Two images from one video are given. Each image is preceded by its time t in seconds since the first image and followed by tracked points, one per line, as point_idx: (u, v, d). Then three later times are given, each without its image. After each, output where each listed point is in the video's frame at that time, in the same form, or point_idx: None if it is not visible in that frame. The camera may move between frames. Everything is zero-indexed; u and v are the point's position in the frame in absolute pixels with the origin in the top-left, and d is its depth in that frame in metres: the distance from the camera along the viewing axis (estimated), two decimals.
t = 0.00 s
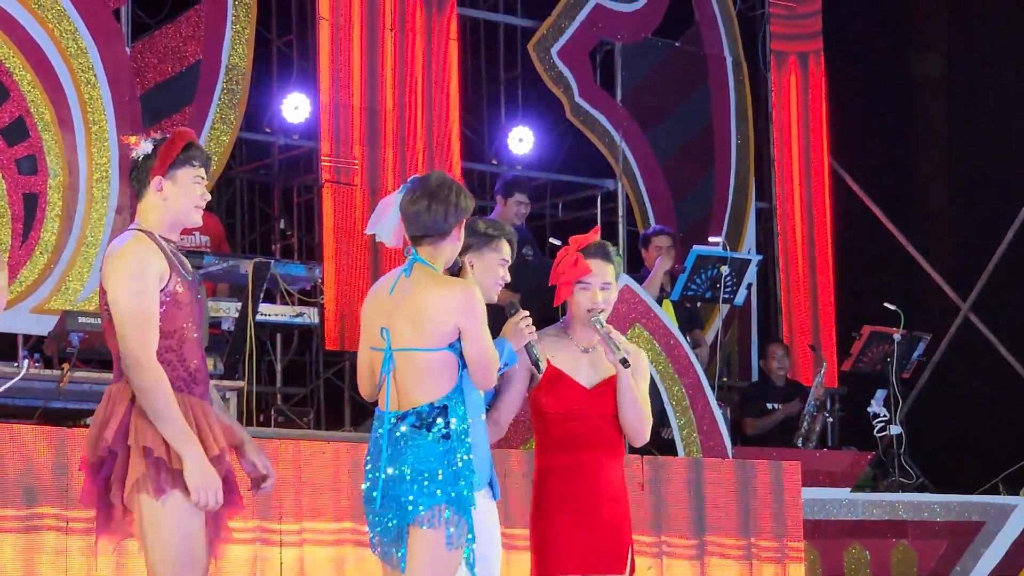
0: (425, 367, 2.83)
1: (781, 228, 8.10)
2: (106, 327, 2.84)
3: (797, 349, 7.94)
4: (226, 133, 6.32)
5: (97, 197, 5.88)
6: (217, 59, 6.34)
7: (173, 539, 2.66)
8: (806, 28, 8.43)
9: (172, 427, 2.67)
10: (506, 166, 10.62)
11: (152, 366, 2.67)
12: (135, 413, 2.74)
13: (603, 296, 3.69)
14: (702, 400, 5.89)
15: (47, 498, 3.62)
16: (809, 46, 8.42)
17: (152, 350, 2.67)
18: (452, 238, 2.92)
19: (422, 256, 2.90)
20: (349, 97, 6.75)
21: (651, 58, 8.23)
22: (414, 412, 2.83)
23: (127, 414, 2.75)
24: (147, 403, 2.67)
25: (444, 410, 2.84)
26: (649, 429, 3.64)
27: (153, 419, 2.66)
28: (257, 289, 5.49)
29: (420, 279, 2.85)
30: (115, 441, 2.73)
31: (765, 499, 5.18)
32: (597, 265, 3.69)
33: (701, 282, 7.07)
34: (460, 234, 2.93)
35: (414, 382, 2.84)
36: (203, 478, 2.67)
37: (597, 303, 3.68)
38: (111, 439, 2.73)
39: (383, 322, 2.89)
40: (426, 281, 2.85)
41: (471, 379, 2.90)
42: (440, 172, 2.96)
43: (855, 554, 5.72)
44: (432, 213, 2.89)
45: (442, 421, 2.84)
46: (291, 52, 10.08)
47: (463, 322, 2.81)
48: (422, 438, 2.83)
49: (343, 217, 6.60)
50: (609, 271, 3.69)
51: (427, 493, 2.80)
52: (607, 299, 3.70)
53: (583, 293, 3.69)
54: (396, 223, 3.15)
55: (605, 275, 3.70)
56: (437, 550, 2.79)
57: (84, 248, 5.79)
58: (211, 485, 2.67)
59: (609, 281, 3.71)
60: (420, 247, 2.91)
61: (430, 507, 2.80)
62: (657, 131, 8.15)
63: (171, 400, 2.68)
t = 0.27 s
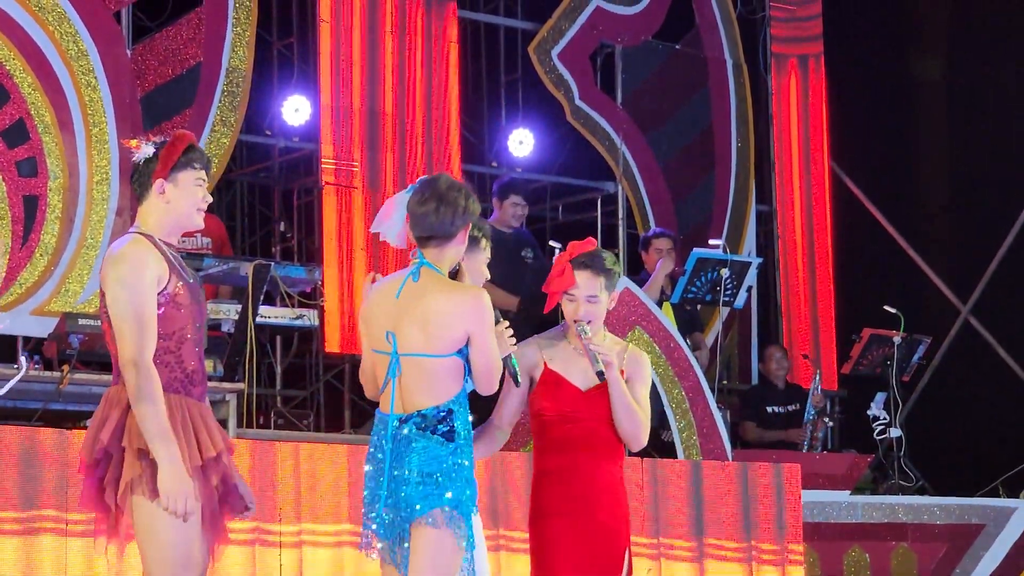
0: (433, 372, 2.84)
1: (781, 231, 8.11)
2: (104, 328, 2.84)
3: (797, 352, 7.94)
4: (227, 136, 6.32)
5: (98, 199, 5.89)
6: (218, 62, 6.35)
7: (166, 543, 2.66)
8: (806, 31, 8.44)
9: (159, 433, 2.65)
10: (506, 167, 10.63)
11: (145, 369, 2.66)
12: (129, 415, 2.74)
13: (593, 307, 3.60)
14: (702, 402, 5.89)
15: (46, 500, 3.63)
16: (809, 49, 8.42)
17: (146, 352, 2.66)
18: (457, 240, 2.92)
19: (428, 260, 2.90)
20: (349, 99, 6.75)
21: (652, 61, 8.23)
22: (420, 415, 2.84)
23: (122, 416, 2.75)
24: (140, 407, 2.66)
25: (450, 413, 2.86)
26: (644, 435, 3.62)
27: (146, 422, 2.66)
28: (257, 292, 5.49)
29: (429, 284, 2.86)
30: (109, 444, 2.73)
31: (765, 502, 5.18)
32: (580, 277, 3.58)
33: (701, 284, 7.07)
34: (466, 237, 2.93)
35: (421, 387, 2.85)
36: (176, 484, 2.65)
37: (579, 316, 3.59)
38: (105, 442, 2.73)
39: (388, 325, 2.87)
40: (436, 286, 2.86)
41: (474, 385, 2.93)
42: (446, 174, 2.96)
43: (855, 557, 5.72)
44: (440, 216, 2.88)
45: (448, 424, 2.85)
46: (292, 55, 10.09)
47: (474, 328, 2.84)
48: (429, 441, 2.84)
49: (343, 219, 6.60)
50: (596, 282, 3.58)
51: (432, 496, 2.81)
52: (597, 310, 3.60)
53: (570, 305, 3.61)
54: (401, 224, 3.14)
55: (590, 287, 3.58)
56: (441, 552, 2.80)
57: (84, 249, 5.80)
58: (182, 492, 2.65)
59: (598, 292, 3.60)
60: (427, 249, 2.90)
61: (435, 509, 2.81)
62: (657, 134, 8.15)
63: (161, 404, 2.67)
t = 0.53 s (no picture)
0: (433, 374, 2.84)
1: (780, 233, 8.11)
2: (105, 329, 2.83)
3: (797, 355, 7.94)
4: (227, 137, 6.32)
5: (98, 201, 5.88)
6: (218, 64, 6.35)
7: (173, 544, 2.66)
8: (806, 33, 8.44)
9: (168, 434, 2.65)
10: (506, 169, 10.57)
11: (154, 369, 2.65)
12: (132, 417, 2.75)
13: (586, 303, 3.62)
14: (702, 404, 5.88)
15: (45, 502, 3.62)
16: (810, 52, 8.43)
17: (155, 353, 2.65)
18: (462, 244, 2.92)
19: (431, 262, 2.90)
20: (350, 101, 6.75)
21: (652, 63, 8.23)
22: (418, 417, 2.84)
23: (124, 417, 2.75)
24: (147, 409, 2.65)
25: (448, 415, 2.86)
26: (641, 430, 3.56)
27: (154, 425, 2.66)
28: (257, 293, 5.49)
29: (433, 286, 2.86)
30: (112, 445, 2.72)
31: (764, 504, 5.17)
32: (572, 272, 3.61)
33: (701, 287, 7.07)
34: (471, 241, 2.93)
35: (420, 389, 2.85)
36: (196, 486, 2.65)
37: (571, 309, 3.62)
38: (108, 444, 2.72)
39: (389, 326, 2.87)
40: (439, 288, 2.86)
41: (473, 388, 2.93)
42: (453, 177, 2.95)
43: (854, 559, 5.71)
44: (446, 219, 2.89)
45: (446, 426, 2.85)
46: (292, 57, 10.10)
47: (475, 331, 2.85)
48: (428, 443, 2.84)
49: (343, 221, 6.60)
50: (590, 278, 3.61)
51: (429, 498, 2.82)
52: (590, 306, 3.62)
53: (563, 299, 3.64)
54: (407, 225, 3.14)
55: (582, 281, 3.61)
56: (438, 555, 2.80)
57: (84, 251, 5.80)
58: (200, 492, 2.66)
59: (591, 287, 3.61)
60: (430, 251, 2.90)
61: (432, 511, 2.82)
62: (657, 137, 8.16)
63: (170, 407, 2.66)
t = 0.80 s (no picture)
0: (430, 375, 2.84)
1: (781, 234, 8.11)
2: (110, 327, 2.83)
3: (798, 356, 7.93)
4: (228, 138, 6.32)
5: (98, 201, 5.88)
6: (219, 64, 6.34)
7: (180, 542, 2.66)
8: (806, 34, 8.45)
9: (181, 431, 2.66)
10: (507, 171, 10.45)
11: (163, 371, 2.67)
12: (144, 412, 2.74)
13: (587, 298, 3.65)
14: (702, 405, 5.88)
15: (46, 502, 3.62)
16: (811, 53, 8.43)
17: (163, 356, 2.67)
18: (462, 246, 2.92)
19: (430, 262, 2.90)
20: (351, 101, 6.75)
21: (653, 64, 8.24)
22: (416, 417, 2.84)
23: (134, 412, 2.74)
24: (161, 409, 2.66)
25: (445, 415, 2.87)
26: (639, 425, 3.55)
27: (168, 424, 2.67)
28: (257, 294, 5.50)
29: (432, 287, 2.86)
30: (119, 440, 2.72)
31: (764, 505, 5.17)
32: (573, 267, 3.66)
33: (702, 288, 7.07)
34: (470, 243, 2.93)
35: (418, 390, 2.85)
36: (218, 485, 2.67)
37: (571, 303, 3.67)
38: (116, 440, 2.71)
39: (387, 326, 2.87)
40: (438, 289, 2.86)
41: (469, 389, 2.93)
42: (454, 178, 2.95)
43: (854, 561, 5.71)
44: (446, 220, 2.88)
45: (444, 426, 2.86)
46: (293, 58, 10.10)
47: (473, 333, 2.85)
48: (427, 443, 2.85)
49: (344, 221, 6.59)
50: (591, 272, 3.65)
51: (426, 497, 2.82)
52: (590, 300, 3.65)
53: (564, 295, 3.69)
54: (406, 227, 3.14)
55: (582, 275, 3.65)
56: (436, 554, 2.80)
57: (85, 251, 5.80)
58: (225, 493, 2.68)
59: (591, 281, 3.65)
60: (429, 252, 2.90)
61: (430, 510, 2.82)
62: (658, 138, 8.16)
63: (183, 405, 2.67)
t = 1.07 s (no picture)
0: (426, 375, 2.84)
1: (781, 234, 8.11)
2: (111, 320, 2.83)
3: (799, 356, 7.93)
4: (229, 138, 6.31)
5: (99, 201, 5.88)
6: (221, 64, 6.35)
7: (173, 538, 2.67)
8: (807, 35, 8.45)
9: (179, 427, 2.67)
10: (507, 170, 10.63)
11: (167, 367, 2.68)
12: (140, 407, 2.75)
13: (597, 298, 3.66)
14: (702, 405, 5.88)
15: (47, 501, 3.63)
16: (812, 53, 8.43)
17: (167, 351, 2.68)
18: (457, 245, 2.92)
19: (426, 262, 2.91)
20: (352, 101, 6.75)
21: (654, 64, 8.24)
22: (413, 417, 2.84)
23: (133, 406, 2.75)
24: (160, 404, 2.67)
25: (442, 415, 2.86)
26: (645, 426, 3.56)
27: (166, 419, 2.67)
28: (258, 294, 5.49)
29: (426, 287, 2.87)
30: (117, 433, 2.72)
31: (764, 505, 5.17)
32: (580, 267, 3.67)
33: (703, 289, 7.06)
34: (465, 242, 2.93)
35: (414, 389, 2.85)
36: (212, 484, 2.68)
37: (581, 303, 3.66)
38: (114, 432, 2.72)
39: (383, 327, 2.89)
40: (432, 287, 2.86)
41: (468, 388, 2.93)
42: (446, 178, 2.96)
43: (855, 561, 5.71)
44: (440, 219, 2.89)
45: (440, 426, 2.85)
46: (294, 58, 10.10)
47: (466, 332, 2.84)
48: (422, 445, 2.84)
49: (345, 221, 6.59)
50: (599, 271, 3.66)
51: (423, 498, 2.82)
52: (599, 299, 3.66)
53: (573, 295, 3.68)
54: (401, 227, 3.15)
55: (590, 275, 3.66)
56: (434, 555, 2.79)
57: (86, 251, 5.80)
58: (222, 492, 2.70)
59: (599, 281, 3.66)
60: (424, 251, 2.91)
61: (427, 511, 2.82)
62: (659, 138, 8.16)
63: (183, 401, 2.69)
